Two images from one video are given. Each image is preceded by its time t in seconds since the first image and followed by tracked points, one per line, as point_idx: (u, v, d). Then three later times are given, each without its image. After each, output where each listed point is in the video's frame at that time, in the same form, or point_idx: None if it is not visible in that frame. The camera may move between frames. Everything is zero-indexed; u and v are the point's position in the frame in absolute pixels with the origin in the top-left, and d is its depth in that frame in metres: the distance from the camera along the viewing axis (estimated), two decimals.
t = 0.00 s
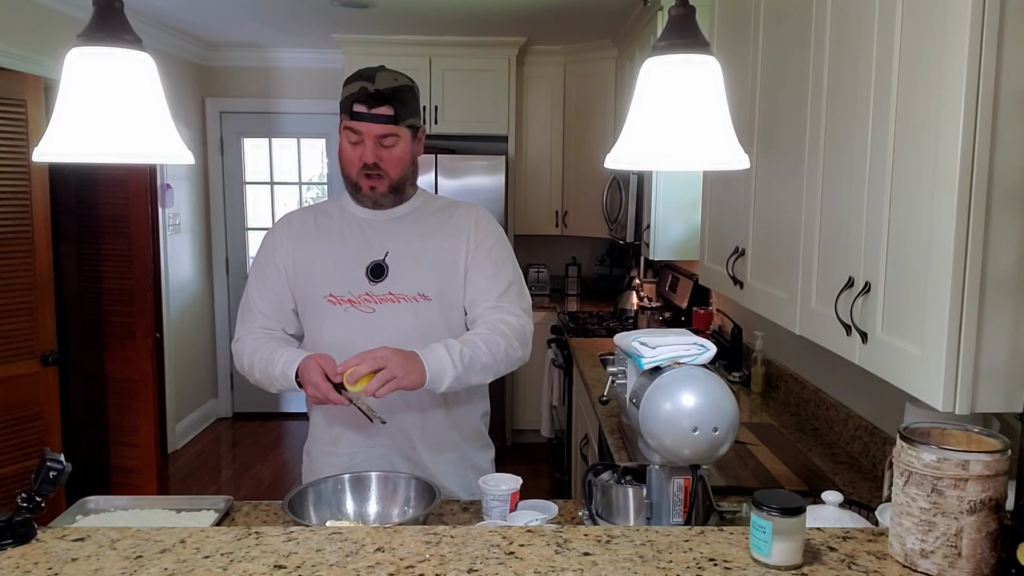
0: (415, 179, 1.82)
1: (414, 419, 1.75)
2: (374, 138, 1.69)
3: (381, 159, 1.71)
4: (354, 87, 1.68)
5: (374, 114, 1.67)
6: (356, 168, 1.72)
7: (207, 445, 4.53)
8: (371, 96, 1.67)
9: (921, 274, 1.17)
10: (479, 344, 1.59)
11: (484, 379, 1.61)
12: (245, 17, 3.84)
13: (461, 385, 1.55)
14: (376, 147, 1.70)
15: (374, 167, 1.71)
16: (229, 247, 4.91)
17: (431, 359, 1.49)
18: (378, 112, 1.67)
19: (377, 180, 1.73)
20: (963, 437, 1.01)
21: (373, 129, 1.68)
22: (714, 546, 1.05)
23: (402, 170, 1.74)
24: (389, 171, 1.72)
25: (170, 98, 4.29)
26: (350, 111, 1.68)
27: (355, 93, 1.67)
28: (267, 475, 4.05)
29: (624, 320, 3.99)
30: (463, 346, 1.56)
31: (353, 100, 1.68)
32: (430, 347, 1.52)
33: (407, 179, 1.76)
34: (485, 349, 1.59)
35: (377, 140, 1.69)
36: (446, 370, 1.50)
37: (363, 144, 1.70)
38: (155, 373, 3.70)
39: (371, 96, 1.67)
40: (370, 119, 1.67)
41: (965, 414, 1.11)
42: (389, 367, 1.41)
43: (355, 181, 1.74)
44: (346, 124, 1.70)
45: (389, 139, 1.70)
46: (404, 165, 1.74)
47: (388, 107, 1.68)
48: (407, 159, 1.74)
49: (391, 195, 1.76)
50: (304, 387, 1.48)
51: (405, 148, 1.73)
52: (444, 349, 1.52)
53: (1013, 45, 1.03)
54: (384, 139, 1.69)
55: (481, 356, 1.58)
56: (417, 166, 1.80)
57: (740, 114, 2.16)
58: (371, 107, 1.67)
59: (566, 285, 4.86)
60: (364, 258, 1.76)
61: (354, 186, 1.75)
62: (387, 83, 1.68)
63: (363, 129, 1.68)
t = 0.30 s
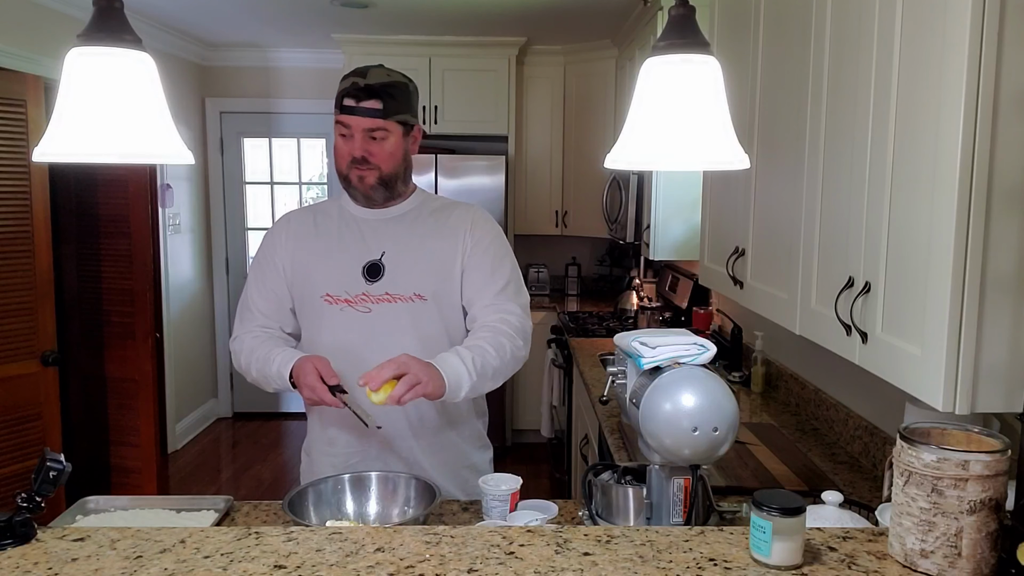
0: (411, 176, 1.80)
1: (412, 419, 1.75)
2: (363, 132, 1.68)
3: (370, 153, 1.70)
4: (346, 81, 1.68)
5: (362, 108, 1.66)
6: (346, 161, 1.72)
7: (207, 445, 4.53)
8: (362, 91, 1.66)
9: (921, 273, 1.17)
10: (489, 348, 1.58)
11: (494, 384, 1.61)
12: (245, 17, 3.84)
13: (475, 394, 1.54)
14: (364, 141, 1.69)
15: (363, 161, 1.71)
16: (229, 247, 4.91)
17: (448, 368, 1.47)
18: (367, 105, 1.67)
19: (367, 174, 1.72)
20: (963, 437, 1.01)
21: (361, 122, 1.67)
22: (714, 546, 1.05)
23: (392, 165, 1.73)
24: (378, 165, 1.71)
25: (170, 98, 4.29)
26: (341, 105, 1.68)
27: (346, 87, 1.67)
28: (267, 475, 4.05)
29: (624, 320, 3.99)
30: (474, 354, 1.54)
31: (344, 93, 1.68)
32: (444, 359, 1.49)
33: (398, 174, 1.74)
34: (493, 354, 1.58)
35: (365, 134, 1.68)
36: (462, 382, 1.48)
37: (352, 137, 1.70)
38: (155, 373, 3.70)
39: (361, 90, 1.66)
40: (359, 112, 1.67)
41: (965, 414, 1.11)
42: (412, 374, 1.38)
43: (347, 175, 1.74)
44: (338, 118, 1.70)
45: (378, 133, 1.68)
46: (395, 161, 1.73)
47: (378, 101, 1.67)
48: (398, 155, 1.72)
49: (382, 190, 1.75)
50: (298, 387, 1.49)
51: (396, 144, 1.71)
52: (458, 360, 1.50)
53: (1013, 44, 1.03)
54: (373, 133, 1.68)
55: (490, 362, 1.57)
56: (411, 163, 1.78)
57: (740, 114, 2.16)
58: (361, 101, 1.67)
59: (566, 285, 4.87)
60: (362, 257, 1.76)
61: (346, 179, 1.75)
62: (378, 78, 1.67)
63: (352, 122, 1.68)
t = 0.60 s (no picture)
0: (408, 176, 1.79)
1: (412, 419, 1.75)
2: (359, 130, 1.68)
3: (367, 151, 1.70)
4: (344, 80, 1.68)
5: (359, 105, 1.67)
6: (342, 160, 1.72)
7: (207, 445, 4.53)
8: (359, 89, 1.67)
9: (921, 273, 1.17)
10: (489, 353, 1.58)
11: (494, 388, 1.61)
12: (246, 17, 3.84)
13: (477, 398, 1.54)
14: (361, 139, 1.68)
15: (359, 159, 1.70)
16: (229, 247, 4.91)
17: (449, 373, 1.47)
18: (363, 103, 1.67)
19: (364, 172, 1.71)
20: (963, 437, 1.01)
21: (358, 120, 1.67)
22: (713, 545, 1.05)
23: (389, 163, 1.72)
24: (375, 164, 1.71)
25: (170, 98, 4.29)
26: (338, 103, 1.69)
27: (344, 85, 1.68)
28: (267, 475, 4.05)
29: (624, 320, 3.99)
30: (474, 358, 1.54)
31: (342, 92, 1.68)
32: (444, 365, 1.49)
33: (395, 173, 1.74)
34: (494, 357, 1.58)
35: (363, 131, 1.68)
36: (465, 387, 1.48)
37: (348, 136, 1.69)
38: (155, 374, 3.70)
39: (358, 88, 1.67)
40: (355, 110, 1.67)
41: (965, 414, 1.11)
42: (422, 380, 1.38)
43: (343, 173, 1.73)
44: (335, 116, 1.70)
45: (375, 131, 1.68)
46: (392, 159, 1.72)
47: (375, 99, 1.67)
48: (395, 153, 1.72)
49: (379, 188, 1.74)
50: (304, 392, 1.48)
51: (393, 142, 1.70)
52: (459, 364, 1.50)
53: (1013, 44, 1.03)
54: (370, 131, 1.68)
55: (491, 365, 1.57)
56: (408, 162, 1.77)
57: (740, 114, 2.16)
58: (358, 99, 1.67)
59: (566, 285, 4.87)
60: (361, 258, 1.76)
61: (343, 178, 1.74)
62: (375, 77, 1.67)
63: (350, 120, 1.68)
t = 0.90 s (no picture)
0: (409, 176, 1.79)
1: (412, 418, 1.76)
2: (359, 129, 1.68)
3: (367, 151, 1.70)
4: (344, 79, 1.69)
5: (359, 104, 1.67)
6: (343, 159, 1.72)
7: (207, 445, 4.53)
8: (359, 88, 1.67)
9: (921, 274, 1.17)
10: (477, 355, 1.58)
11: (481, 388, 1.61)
12: (246, 17, 3.84)
13: (458, 397, 1.55)
14: (361, 138, 1.68)
15: (358, 158, 1.70)
16: (229, 247, 4.91)
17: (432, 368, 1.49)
18: (363, 102, 1.67)
19: (364, 171, 1.72)
20: (963, 437, 1.01)
21: (358, 119, 1.67)
22: (713, 546, 1.05)
23: (389, 163, 1.72)
24: (374, 163, 1.71)
25: (170, 98, 4.29)
26: (339, 103, 1.69)
27: (344, 85, 1.68)
28: (267, 475, 4.05)
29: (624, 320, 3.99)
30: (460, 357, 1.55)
31: (342, 92, 1.68)
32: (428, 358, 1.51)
33: (395, 172, 1.74)
34: (480, 359, 1.58)
35: (362, 131, 1.68)
36: (445, 383, 1.50)
37: (348, 135, 1.70)
38: (155, 374, 3.70)
39: (359, 87, 1.67)
40: (355, 109, 1.67)
41: (965, 414, 1.11)
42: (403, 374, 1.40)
43: (344, 173, 1.73)
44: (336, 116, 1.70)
45: (375, 130, 1.68)
46: (392, 158, 1.72)
47: (375, 98, 1.67)
48: (395, 152, 1.72)
49: (379, 187, 1.74)
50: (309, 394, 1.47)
51: (393, 141, 1.70)
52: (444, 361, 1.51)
53: (1013, 44, 1.03)
54: (371, 130, 1.68)
55: (477, 366, 1.57)
56: (409, 162, 1.77)
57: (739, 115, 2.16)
58: (358, 99, 1.67)
59: (566, 285, 4.87)
60: (362, 258, 1.76)
61: (343, 178, 1.74)
62: (376, 76, 1.67)
63: (349, 120, 1.68)
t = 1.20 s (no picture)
0: (410, 176, 1.79)
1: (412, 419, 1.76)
2: (363, 133, 1.68)
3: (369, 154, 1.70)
4: (345, 82, 1.68)
5: (362, 109, 1.67)
6: (345, 162, 1.72)
7: (207, 445, 4.53)
8: (361, 92, 1.66)
9: (921, 273, 1.17)
10: (478, 352, 1.57)
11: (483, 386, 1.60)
12: (246, 17, 3.84)
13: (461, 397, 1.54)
14: (364, 142, 1.68)
15: (362, 161, 1.70)
16: (229, 247, 4.91)
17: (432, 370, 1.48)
18: (367, 106, 1.67)
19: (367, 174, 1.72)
20: (963, 437, 1.01)
21: (361, 123, 1.67)
22: (714, 545, 1.05)
23: (392, 165, 1.72)
24: (377, 166, 1.71)
25: (170, 98, 4.29)
26: (341, 106, 1.68)
27: (346, 88, 1.67)
28: (267, 475, 4.05)
29: (624, 320, 3.99)
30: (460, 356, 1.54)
31: (344, 95, 1.68)
32: (427, 361, 1.50)
33: (398, 174, 1.74)
34: (483, 356, 1.58)
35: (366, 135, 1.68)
36: (446, 386, 1.49)
37: (351, 138, 1.69)
38: (155, 374, 3.70)
39: (361, 91, 1.66)
40: (359, 113, 1.67)
41: (965, 414, 1.11)
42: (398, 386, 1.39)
43: (346, 175, 1.73)
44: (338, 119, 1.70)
45: (378, 134, 1.68)
46: (395, 160, 1.73)
47: (378, 102, 1.67)
48: (397, 155, 1.72)
49: (381, 189, 1.75)
50: (310, 396, 1.47)
51: (396, 144, 1.71)
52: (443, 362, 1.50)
53: (1013, 44, 1.03)
54: (374, 134, 1.68)
55: (479, 364, 1.56)
56: (410, 163, 1.78)
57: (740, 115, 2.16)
58: (361, 103, 1.67)
59: (566, 285, 4.87)
60: (362, 258, 1.76)
61: (345, 179, 1.74)
62: (377, 79, 1.67)
63: (352, 124, 1.68)
